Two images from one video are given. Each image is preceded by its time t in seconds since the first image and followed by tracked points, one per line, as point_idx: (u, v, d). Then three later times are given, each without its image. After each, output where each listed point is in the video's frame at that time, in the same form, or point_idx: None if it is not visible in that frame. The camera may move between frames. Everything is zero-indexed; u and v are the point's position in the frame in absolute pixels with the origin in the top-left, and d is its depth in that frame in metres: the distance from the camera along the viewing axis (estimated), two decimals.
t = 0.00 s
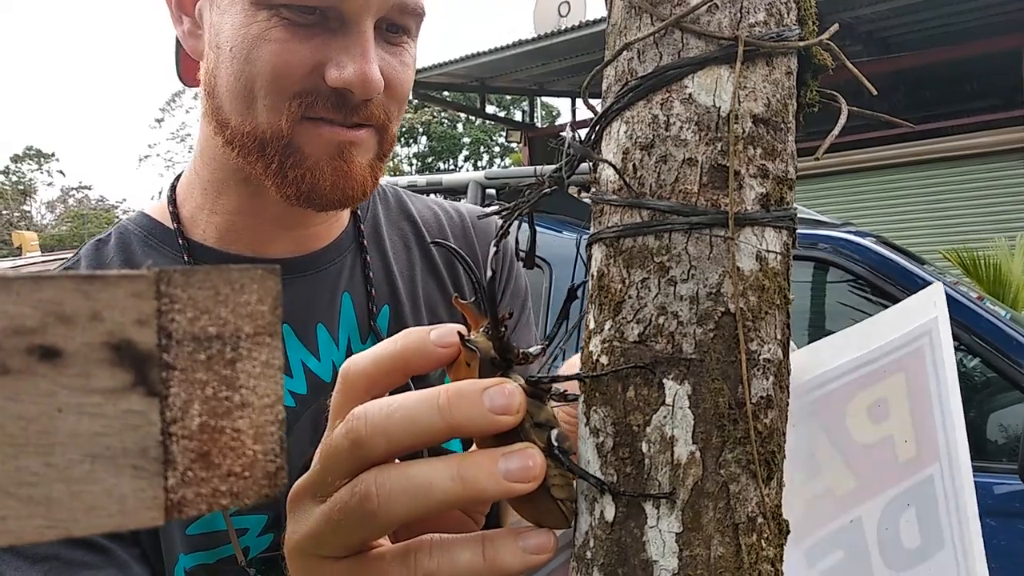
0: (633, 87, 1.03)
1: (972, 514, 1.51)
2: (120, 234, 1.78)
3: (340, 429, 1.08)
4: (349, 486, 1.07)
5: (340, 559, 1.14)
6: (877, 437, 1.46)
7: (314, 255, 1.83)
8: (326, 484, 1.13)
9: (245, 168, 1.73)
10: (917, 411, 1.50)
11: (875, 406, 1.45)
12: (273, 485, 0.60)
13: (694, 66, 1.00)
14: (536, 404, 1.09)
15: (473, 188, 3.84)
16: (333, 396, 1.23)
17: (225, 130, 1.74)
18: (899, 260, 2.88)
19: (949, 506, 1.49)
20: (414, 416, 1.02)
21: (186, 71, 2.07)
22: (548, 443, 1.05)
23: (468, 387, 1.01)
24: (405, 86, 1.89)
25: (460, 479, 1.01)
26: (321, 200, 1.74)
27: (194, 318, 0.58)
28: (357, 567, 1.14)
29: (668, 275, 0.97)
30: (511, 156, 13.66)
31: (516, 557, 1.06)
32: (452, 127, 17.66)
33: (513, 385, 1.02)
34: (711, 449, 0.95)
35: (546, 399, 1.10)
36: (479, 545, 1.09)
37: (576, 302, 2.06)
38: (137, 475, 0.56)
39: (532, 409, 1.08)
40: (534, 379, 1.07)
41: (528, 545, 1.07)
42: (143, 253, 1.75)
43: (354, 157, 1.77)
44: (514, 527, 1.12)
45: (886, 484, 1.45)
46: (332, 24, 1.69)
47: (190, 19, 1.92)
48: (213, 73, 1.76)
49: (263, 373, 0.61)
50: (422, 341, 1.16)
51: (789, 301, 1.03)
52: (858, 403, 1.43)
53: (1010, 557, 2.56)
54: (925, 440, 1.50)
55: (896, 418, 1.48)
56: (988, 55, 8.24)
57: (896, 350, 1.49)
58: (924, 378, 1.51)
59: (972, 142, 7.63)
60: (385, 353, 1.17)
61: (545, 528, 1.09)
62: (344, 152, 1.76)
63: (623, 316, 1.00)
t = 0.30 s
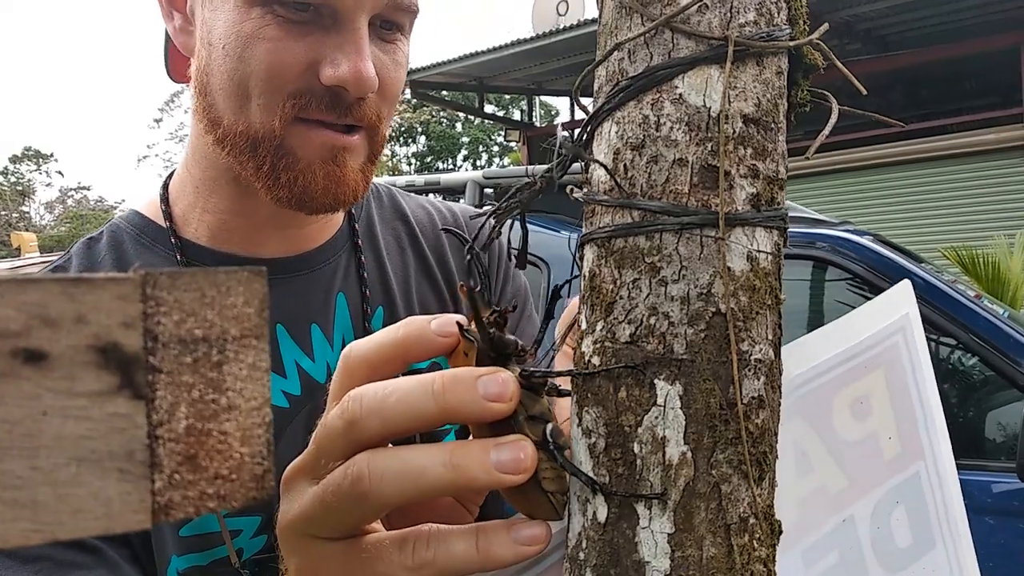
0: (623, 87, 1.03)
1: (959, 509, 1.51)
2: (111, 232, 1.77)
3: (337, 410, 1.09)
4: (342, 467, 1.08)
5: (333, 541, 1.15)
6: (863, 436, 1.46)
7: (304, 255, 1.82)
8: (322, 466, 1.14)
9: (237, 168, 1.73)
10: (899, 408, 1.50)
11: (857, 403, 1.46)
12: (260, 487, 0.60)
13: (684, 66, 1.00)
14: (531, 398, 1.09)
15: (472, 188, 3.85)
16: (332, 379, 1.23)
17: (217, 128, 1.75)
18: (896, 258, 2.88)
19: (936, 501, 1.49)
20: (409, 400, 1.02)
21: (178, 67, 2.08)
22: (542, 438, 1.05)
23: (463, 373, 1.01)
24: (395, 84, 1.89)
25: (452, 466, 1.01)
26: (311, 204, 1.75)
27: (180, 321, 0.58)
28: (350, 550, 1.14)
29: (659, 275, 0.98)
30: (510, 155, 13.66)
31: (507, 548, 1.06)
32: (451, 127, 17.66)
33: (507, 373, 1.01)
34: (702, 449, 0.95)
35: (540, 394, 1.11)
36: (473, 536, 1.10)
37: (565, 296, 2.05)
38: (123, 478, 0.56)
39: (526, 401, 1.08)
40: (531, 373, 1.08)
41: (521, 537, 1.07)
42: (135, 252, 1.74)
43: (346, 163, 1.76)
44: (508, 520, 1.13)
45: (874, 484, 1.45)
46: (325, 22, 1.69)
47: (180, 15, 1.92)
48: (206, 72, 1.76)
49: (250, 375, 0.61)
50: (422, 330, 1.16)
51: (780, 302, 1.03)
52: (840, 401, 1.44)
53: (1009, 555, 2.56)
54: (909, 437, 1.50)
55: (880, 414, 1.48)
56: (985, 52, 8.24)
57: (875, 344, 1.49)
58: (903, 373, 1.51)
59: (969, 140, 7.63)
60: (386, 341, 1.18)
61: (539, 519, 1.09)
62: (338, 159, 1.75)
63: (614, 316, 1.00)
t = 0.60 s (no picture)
0: (633, 77, 1.02)
1: (965, 483, 1.52)
2: (124, 226, 1.77)
3: (343, 408, 1.08)
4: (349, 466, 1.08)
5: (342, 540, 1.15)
6: (869, 415, 1.45)
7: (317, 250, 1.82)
8: (330, 465, 1.14)
9: (244, 159, 1.72)
10: (904, 388, 1.50)
11: (861, 384, 1.45)
12: (272, 473, 0.60)
13: (696, 56, 0.99)
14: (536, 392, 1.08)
15: (472, 183, 3.85)
16: (338, 378, 1.22)
17: (224, 121, 1.74)
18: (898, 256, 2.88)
19: (944, 480, 1.50)
20: (414, 397, 1.02)
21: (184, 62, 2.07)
22: (548, 433, 1.04)
23: (468, 370, 1.00)
24: (401, 75, 1.88)
25: (457, 461, 1.00)
26: (320, 188, 1.72)
27: (192, 306, 0.57)
28: (360, 550, 1.15)
29: (670, 266, 0.97)
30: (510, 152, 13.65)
31: (517, 546, 1.07)
32: (451, 123, 17.65)
33: (511, 369, 1.01)
34: (713, 441, 0.94)
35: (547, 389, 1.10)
36: (482, 534, 1.10)
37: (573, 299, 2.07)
38: (135, 463, 0.56)
39: (531, 397, 1.08)
40: (538, 369, 1.07)
41: (530, 534, 1.07)
42: (148, 245, 1.74)
43: (352, 149, 1.76)
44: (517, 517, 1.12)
45: (883, 464, 1.44)
46: (330, 14, 1.69)
47: (188, 10, 1.92)
48: (212, 65, 1.76)
49: (262, 361, 0.60)
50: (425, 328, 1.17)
51: (790, 293, 1.02)
52: (846, 383, 1.43)
53: (1009, 552, 2.56)
54: (915, 415, 1.50)
55: (887, 396, 1.47)
56: (987, 51, 8.23)
57: (878, 327, 1.50)
58: (907, 353, 1.51)
59: (971, 138, 7.62)
60: (392, 338, 1.18)
61: (549, 514, 1.09)
62: (344, 143, 1.75)
63: (624, 307, 0.99)
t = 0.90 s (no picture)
0: (639, 72, 1.01)
1: (962, 464, 1.54)
2: (138, 225, 1.77)
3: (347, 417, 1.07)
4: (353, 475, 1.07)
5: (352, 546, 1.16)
6: (866, 403, 1.45)
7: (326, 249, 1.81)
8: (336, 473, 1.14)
9: (245, 157, 1.72)
10: (901, 372, 1.50)
11: (860, 371, 1.45)
12: (278, 470, 0.59)
13: (702, 51, 0.98)
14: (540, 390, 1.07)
15: (471, 183, 3.84)
16: (345, 384, 1.22)
17: (224, 120, 1.74)
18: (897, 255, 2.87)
19: (943, 461, 1.51)
20: (418, 404, 1.01)
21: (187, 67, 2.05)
22: (553, 431, 1.03)
23: (469, 375, 1.00)
24: (399, 66, 1.86)
25: (461, 465, 1.00)
26: (319, 183, 1.72)
27: (198, 300, 0.57)
28: (368, 555, 1.15)
29: (675, 262, 0.96)
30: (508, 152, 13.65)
31: (522, 545, 1.06)
32: (448, 123, 17.64)
33: (513, 370, 1.00)
34: (719, 438, 0.93)
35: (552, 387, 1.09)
36: (487, 536, 1.10)
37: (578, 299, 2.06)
38: (140, 459, 0.55)
39: (535, 395, 1.07)
40: (543, 366, 1.06)
41: (535, 532, 1.07)
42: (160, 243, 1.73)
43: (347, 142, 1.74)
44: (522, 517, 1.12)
45: (883, 451, 1.44)
46: (319, 7, 1.68)
47: (191, 13, 1.91)
48: (210, 66, 1.75)
49: (268, 356, 0.60)
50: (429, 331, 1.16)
51: (796, 289, 1.02)
52: (844, 373, 1.42)
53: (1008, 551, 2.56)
54: (912, 399, 1.51)
55: (885, 382, 1.48)
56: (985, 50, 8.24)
57: (874, 313, 1.49)
58: (903, 337, 1.51)
59: (969, 137, 7.62)
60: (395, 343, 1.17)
61: (553, 512, 1.08)
62: (339, 138, 1.74)
63: (630, 304, 0.99)
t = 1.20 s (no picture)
0: (635, 69, 1.00)
1: (968, 464, 1.50)
2: (147, 224, 1.78)
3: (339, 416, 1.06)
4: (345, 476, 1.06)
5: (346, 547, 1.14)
6: (869, 401, 1.44)
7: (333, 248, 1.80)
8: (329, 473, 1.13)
9: (246, 156, 1.72)
10: (904, 370, 1.49)
11: (862, 369, 1.44)
12: (266, 474, 0.58)
13: (698, 48, 0.97)
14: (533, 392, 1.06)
15: (466, 181, 3.83)
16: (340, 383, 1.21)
17: (224, 121, 1.74)
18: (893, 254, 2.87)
19: (946, 461, 1.47)
20: (409, 404, 1.00)
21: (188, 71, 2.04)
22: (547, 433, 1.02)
23: (461, 374, 0.98)
24: (395, 59, 1.83)
25: (452, 466, 0.99)
26: (319, 178, 1.70)
27: (183, 300, 0.55)
28: (362, 556, 1.14)
29: (672, 262, 0.95)
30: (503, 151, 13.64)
31: (516, 548, 1.05)
32: (444, 122, 17.62)
33: (506, 372, 0.98)
34: (715, 440, 0.92)
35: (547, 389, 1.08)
36: (480, 540, 1.08)
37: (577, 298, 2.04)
38: (122, 463, 0.54)
39: (528, 397, 1.05)
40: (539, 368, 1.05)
41: (529, 536, 1.05)
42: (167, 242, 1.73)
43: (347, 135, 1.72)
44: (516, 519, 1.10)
45: (883, 451, 1.43)
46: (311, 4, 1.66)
47: (189, 17, 1.90)
48: (207, 66, 1.75)
49: (256, 358, 0.58)
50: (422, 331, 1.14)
51: (793, 289, 1.00)
52: (845, 370, 1.43)
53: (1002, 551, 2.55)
54: (915, 397, 1.48)
55: (885, 380, 1.46)
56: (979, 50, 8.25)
57: (876, 311, 1.48)
58: (906, 335, 1.49)
59: (963, 137, 7.63)
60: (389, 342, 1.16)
61: (547, 515, 1.07)
62: (337, 127, 1.71)
63: (625, 304, 0.98)
